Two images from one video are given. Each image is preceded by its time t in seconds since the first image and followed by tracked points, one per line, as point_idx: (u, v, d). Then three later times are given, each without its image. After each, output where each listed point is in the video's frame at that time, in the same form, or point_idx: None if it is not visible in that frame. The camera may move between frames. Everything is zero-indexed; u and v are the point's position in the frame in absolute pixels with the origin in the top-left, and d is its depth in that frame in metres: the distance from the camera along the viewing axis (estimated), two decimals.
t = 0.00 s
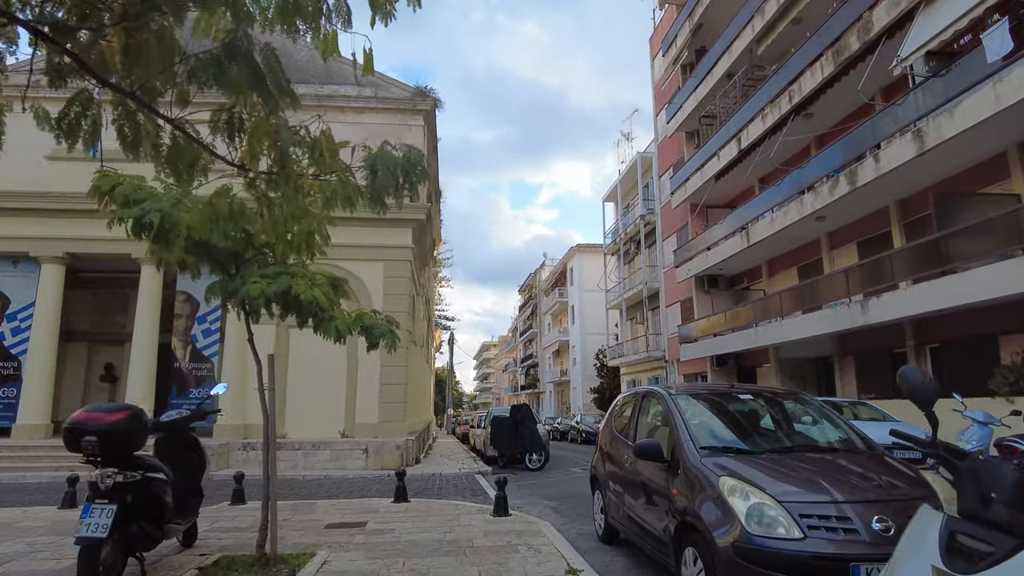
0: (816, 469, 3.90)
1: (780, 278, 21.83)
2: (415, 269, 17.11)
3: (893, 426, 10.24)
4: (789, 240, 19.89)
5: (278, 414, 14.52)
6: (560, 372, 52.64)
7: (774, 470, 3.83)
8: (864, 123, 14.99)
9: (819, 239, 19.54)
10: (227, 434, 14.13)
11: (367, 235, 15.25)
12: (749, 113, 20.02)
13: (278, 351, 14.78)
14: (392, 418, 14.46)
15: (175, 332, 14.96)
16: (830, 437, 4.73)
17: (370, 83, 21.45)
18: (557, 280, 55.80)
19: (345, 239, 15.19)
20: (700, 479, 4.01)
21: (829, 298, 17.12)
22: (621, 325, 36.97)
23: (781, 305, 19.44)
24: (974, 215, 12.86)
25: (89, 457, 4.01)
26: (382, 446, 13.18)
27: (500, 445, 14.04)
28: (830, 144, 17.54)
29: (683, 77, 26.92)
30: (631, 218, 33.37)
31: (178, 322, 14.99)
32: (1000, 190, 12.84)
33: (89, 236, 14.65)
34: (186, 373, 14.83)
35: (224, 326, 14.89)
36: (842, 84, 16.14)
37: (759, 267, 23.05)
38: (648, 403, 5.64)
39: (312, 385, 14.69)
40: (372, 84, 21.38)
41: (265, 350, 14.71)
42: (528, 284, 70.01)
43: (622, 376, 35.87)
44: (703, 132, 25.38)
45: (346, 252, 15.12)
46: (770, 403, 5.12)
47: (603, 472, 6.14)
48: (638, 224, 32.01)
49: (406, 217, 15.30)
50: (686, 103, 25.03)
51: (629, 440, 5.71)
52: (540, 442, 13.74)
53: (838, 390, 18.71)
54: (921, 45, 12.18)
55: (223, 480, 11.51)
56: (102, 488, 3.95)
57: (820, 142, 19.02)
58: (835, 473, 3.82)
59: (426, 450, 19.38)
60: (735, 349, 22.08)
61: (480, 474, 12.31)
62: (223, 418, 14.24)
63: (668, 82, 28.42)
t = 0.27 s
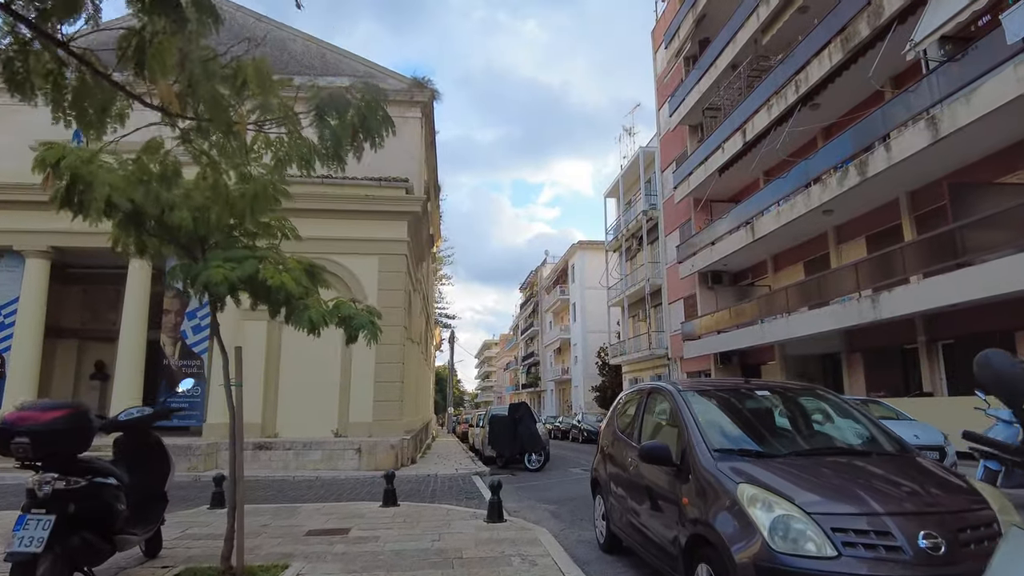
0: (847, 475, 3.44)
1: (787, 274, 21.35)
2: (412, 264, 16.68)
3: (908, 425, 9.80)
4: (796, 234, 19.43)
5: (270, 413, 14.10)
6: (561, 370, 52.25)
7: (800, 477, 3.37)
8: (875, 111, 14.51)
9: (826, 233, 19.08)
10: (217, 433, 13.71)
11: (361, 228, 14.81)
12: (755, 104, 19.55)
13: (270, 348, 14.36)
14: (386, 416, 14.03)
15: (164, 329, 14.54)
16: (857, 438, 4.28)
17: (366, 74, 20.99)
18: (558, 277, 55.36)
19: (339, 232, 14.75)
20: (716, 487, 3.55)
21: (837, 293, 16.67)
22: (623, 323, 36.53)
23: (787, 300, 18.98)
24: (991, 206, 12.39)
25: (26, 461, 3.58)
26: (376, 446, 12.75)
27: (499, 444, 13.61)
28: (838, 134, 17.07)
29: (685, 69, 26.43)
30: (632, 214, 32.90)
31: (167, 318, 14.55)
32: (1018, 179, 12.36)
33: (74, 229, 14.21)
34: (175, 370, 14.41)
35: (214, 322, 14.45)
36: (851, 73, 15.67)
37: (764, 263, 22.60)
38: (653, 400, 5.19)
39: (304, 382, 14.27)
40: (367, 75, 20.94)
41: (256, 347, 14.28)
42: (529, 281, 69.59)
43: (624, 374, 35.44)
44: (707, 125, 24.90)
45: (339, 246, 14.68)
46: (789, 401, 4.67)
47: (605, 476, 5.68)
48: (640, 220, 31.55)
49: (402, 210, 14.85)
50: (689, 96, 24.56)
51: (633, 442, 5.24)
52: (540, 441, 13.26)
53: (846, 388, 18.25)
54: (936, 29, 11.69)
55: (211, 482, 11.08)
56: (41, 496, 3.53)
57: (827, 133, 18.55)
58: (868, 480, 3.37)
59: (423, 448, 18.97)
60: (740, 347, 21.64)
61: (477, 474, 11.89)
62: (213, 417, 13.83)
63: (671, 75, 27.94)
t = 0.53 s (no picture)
0: (891, 493, 3.02)
1: (795, 272, 20.88)
2: (411, 262, 16.27)
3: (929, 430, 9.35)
4: (804, 232, 19.00)
5: (264, 415, 13.70)
6: (564, 370, 51.80)
7: (840, 496, 2.95)
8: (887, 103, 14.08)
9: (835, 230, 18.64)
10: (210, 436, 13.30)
11: (359, 224, 14.40)
12: (762, 98, 19.12)
13: (265, 348, 13.96)
14: (384, 419, 13.61)
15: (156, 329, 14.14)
16: (893, 446, 3.87)
17: (365, 68, 20.59)
18: (561, 277, 54.93)
19: (336, 229, 14.34)
20: (743, 507, 3.12)
21: (847, 292, 16.22)
22: (627, 323, 36.08)
23: (795, 299, 18.53)
24: (1010, 199, 11.92)
25: None
26: (373, 449, 12.31)
27: (500, 447, 13.18)
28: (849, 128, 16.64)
29: (690, 64, 25.98)
30: (636, 213, 32.44)
31: (158, 317, 14.14)
32: None
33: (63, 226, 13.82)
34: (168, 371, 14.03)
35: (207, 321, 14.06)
36: (863, 64, 15.23)
37: (771, 261, 22.16)
38: (666, 404, 4.76)
39: (300, 383, 13.86)
40: (366, 70, 20.54)
41: (250, 347, 13.88)
42: (531, 281, 69.14)
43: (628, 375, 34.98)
44: (712, 121, 24.46)
45: (337, 243, 14.27)
46: (816, 405, 4.25)
47: (612, 486, 5.25)
48: (644, 218, 31.10)
49: (400, 206, 14.44)
50: (694, 91, 24.13)
51: (644, 450, 4.81)
52: (542, 444, 12.76)
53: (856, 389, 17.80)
54: (953, 15, 11.23)
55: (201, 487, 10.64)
56: None
57: (837, 128, 18.11)
58: (915, 498, 2.95)
59: (424, 451, 18.54)
60: (746, 347, 21.19)
61: (476, 479, 11.46)
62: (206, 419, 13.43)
63: (675, 70, 27.49)
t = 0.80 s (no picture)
0: (959, 509, 2.59)
1: (806, 270, 20.39)
2: (412, 258, 15.85)
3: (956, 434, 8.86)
4: (815, 229, 18.53)
5: (260, 415, 13.29)
6: (568, 371, 51.31)
7: (903, 514, 2.53)
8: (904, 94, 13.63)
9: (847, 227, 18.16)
10: (203, 437, 12.89)
11: (358, 219, 13.98)
12: (772, 92, 18.68)
13: (261, 347, 13.56)
14: (383, 420, 13.18)
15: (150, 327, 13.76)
16: (947, 451, 3.43)
17: (366, 63, 20.17)
18: (565, 277, 54.45)
19: (334, 224, 13.92)
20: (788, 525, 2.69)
21: (861, 290, 15.74)
22: (632, 323, 35.59)
23: (805, 298, 18.06)
24: None
25: None
26: (372, 451, 11.86)
27: (503, 449, 12.75)
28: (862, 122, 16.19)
29: (697, 59, 25.52)
30: (642, 211, 31.97)
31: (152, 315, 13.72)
32: None
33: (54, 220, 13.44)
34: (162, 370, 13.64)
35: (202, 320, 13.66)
36: (877, 54, 14.77)
37: (781, 259, 21.68)
38: (686, 405, 4.33)
39: (297, 383, 13.45)
40: (367, 64, 20.15)
41: (246, 346, 13.48)
42: (535, 281, 68.70)
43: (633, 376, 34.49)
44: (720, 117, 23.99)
45: (335, 238, 13.85)
46: (854, 404, 3.80)
47: (625, 494, 4.81)
48: (650, 216, 30.63)
49: (400, 200, 14.01)
50: (702, 86, 23.67)
51: (661, 455, 4.37)
52: (546, 446, 12.29)
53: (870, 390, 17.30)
54: None
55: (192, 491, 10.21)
56: None
57: (848, 122, 17.66)
58: (994, 518, 2.49)
59: (426, 453, 18.10)
60: (755, 347, 20.72)
61: (478, 483, 11.02)
62: (200, 419, 13.02)
63: (682, 66, 27.03)
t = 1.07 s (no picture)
0: None
1: (815, 268, 19.95)
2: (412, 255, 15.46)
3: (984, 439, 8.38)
4: (826, 226, 18.07)
5: (255, 416, 12.91)
6: (571, 372, 50.87)
7: (990, 544, 2.11)
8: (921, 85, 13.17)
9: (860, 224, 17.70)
10: (196, 438, 12.53)
11: (355, 213, 13.58)
12: (783, 86, 18.24)
13: (256, 345, 13.16)
14: (382, 421, 12.78)
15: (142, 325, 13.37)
16: (1005, 459, 2.99)
17: (366, 56, 19.78)
18: (569, 277, 53.99)
19: (331, 218, 13.54)
20: (844, 554, 2.29)
21: (874, 288, 15.27)
22: (637, 323, 35.11)
23: (816, 297, 17.60)
24: None
25: None
26: (369, 454, 11.43)
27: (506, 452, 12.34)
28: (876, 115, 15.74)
29: (704, 54, 25.05)
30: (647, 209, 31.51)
31: (144, 312, 13.30)
32: None
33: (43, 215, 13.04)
34: (154, 369, 13.23)
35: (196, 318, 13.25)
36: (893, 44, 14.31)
37: (790, 257, 21.22)
38: (708, 408, 3.88)
39: (293, 383, 13.07)
40: (367, 57, 19.76)
41: (241, 346, 13.08)
42: (538, 281, 68.28)
43: (638, 376, 34.03)
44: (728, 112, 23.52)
45: (332, 234, 13.47)
46: (893, 406, 3.34)
47: (640, 505, 4.35)
48: (655, 214, 30.15)
49: (400, 194, 13.59)
50: (709, 81, 23.21)
51: (682, 463, 3.93)
52: (550, 449, 11.84)
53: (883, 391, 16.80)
54: None
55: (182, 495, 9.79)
56: None
57: (860, 117, 17.21)
58: None
59: (426, 455, 17.70)
60: (764, 346, 20.25)
61: (479, 487, 10.58)
62: (192, 420, 12.61)
63: (688, 61, 26.57)
